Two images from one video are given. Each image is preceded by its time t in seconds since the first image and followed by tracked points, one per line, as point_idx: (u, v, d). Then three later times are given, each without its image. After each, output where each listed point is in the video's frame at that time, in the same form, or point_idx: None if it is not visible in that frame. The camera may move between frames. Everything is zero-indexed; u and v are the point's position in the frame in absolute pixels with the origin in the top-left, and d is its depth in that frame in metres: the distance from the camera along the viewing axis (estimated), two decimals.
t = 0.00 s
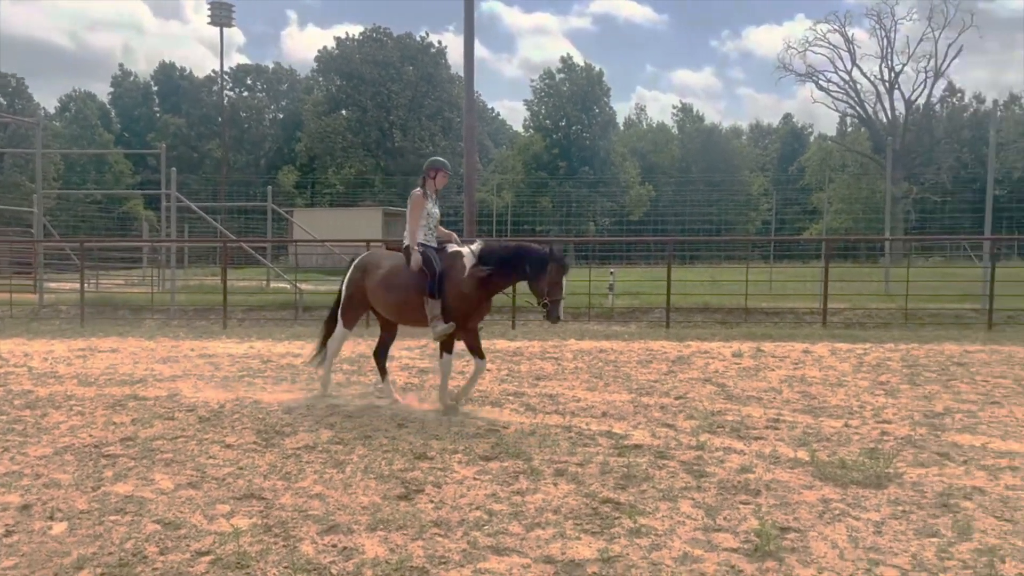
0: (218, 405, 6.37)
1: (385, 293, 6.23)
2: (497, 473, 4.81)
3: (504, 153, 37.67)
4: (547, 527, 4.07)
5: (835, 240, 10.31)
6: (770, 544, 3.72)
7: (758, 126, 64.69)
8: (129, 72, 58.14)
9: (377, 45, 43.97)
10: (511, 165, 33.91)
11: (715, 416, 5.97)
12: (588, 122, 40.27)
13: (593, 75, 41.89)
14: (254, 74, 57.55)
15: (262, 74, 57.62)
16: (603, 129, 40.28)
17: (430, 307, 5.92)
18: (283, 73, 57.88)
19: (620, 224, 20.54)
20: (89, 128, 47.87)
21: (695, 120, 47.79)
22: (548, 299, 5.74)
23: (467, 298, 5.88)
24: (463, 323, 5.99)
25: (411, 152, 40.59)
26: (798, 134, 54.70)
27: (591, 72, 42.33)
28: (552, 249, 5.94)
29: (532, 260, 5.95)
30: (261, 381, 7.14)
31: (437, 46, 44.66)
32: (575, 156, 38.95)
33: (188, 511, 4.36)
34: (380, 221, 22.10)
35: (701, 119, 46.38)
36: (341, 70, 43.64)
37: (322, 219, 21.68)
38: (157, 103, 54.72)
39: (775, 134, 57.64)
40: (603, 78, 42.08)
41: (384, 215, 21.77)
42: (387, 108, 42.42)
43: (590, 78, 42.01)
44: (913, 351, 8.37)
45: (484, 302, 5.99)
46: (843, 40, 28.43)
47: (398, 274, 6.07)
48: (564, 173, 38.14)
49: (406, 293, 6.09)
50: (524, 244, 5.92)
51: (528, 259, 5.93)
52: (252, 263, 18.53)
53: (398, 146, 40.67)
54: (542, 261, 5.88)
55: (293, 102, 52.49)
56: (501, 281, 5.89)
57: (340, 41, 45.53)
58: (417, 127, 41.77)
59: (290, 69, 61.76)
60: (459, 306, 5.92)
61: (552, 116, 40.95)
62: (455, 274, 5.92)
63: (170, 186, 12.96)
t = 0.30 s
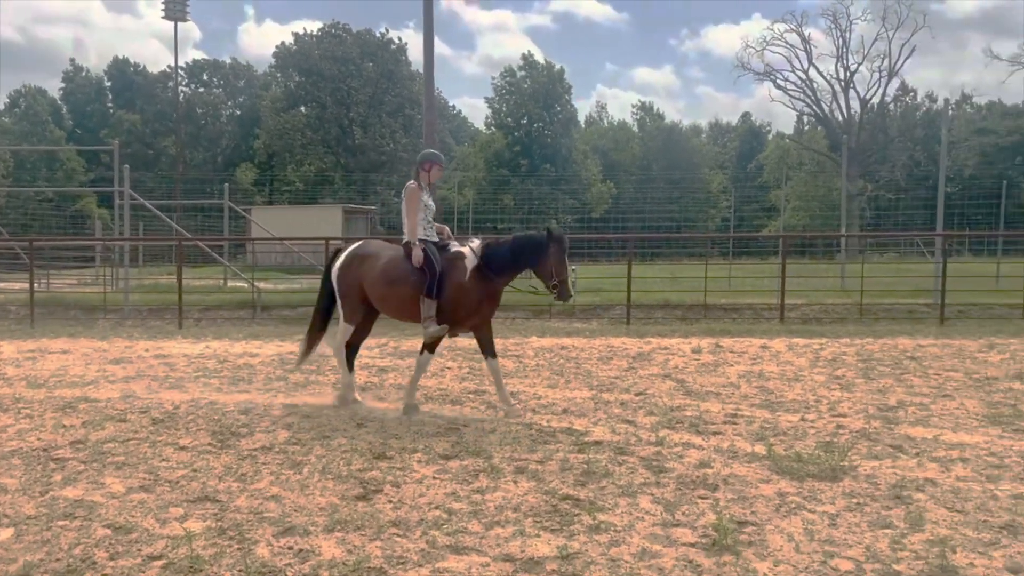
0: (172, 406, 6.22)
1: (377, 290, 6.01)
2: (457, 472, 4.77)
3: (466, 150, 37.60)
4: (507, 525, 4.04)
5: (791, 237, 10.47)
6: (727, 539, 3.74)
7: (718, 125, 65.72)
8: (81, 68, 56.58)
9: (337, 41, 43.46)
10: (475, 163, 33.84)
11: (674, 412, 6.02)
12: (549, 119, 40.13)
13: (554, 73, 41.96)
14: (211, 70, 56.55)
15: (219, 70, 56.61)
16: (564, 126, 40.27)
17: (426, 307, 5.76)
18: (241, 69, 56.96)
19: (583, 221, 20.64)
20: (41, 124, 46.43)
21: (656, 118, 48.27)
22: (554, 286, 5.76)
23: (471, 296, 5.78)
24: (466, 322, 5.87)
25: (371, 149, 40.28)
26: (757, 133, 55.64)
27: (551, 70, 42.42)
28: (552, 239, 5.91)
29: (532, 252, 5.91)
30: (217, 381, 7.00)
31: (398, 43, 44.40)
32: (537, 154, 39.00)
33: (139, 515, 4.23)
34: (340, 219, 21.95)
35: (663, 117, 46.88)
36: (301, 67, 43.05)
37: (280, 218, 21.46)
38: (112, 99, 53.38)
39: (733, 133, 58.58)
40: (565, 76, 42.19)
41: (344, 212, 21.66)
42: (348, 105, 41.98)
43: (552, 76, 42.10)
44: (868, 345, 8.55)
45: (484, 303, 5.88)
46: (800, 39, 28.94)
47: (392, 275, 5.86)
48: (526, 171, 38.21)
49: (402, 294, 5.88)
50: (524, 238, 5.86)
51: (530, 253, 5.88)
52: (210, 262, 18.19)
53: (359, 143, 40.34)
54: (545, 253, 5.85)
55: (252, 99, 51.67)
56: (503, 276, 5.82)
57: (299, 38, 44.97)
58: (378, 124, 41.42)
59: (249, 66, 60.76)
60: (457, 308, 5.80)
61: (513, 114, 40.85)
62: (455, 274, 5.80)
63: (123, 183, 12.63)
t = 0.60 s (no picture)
0: (134, 408, 6.06)
1: (383, 293, 5.90)
2: (425, 471, 4.72)
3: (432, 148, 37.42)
4: (475, 524, 4.01)
5: (755, 235, 10.63)
6: (694, 534, 3.77)
7: (681, 123, 66.48)
8: (35, 62, 54.98)
9: (300, 37, 42.93)
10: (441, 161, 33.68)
11: (641, 408, 6.06)
12: (516, 117, 40.13)
13: (519, 71, 41.92)
14: (170, 65, 55.41)
15: (178, 65, 55.45)
16: (530, 125, 40.41)
17: (439, 308, 5.70)
18: (202, 65, 55.91)
19: (549, 219, 20.70)
20: None
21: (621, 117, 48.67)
22: (563, 285, 5.94)
23: (484, 295, 5.82)
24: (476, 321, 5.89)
25: (335, 146, 39.85)
26: (720, 131, 56.45)
27: (516, 67, 42.54)
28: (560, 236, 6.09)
29: (541, 250, 6.05)
30: (179, 382, 6.84)
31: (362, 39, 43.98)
32: (503, 152, 39.05)
33: (99, 518, 4.09)
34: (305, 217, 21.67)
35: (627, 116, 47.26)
36: (264, 63, 42.46)
37: (242, 215, 21.10)
38: (67, 94, 51.95)
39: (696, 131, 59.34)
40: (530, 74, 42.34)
41: (307, 210, 21.40)
42: (311, 102, 41.49)
43: (517, 73, 42.21)
44: (829, 341, 8.72)
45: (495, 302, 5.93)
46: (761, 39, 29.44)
47: (402, 274, 5.75)
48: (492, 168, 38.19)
49: (412, 294, 5.78)
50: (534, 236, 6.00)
51: (539, 251, 6.04)
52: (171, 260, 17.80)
53: (323, 140, 39.89)
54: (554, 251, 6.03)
55: (213, 95, 50.73)
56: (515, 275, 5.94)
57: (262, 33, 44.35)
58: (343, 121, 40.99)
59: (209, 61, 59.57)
60: (469, 307, 5.81)
61: (478, 111, 40.72)
62: (465, 273, 5.78)
63: (80, 178, 12.28)
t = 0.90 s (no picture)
0: (89, 409, 5.84)
1: (396, 290, 5.72)
2: (390, 470, 4.66)
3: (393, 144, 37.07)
4: (442, 523, 3.97)
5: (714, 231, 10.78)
6: (662, 529, 3.78)
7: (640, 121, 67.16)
8: None
9: (256, 31, 42.20)
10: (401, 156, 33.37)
11: (605, 404, 6.08)
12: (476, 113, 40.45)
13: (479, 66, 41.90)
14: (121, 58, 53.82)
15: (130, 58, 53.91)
16: (490, 121, 40.66)
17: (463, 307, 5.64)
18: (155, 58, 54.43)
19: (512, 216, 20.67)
20: None
21: (581, 113, 48.91)
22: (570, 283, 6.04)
23: (505, 293, 5.82)
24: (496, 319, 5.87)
25: (293, 141, 39.19)
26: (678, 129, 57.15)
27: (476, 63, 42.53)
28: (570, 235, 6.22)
29: (553, 249, 6.14)
30: (135, 382, 6.62)
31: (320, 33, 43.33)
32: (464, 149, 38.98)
33: (55, 524, 3.92)
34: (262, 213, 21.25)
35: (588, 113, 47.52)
36: (220, 57, 41.69)
37: (198, 211, 20.59)
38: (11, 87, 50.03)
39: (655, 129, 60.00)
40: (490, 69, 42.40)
41: (265, 206, 21.00)
42: (268, 97, 40.79)
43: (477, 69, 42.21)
44: (787, 336, 8.88)
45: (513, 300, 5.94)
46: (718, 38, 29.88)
47: (421, 271, 5.64)
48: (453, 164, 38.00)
49: (432, 292, 5.67)
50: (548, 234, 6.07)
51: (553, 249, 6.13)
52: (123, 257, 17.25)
53: (281, 135, 39.19)
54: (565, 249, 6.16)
55: (166, 89, 49.41)
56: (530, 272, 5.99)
57: (216, 26, 43.47)
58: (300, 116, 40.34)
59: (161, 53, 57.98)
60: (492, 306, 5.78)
61: (439, 106, 41.23)
62: (487, 270, 5.74)
63: (28, 172, 11.81)
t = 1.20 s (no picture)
0: (54, 410, 5.67)
1: (416, 291, 5.67)
2: (365, 469, 4.60)
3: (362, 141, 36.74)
4: (419, 521, 3.93)
5: (685, 229, 10.87)
6: (638, 525, 3.80)
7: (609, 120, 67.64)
8: None
9: (222, 27, 41.60)
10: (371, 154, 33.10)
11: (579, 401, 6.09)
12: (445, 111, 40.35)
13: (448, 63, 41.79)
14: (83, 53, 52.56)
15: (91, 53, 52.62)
16: (459, 119, 40.65)
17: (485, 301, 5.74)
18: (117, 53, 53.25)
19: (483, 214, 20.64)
20: None
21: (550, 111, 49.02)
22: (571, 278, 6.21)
23: (520, 288, 5.96)
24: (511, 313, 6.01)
25: (260, 138, 38.61)
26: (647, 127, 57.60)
27: (445, 60, 42.40)
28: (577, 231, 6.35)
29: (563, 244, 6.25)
30: (101, 383, 6.45)
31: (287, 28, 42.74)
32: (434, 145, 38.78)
33: (22, 527, 3.80)
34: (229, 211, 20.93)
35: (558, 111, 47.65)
36: (185, 53, 41.01)
37: (163, 209, 20.20)
38: None
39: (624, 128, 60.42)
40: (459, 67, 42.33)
41: (232, 204, 20.68)
42: (234, 93, 40.17)
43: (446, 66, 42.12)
44: (757, 333, 8.98)
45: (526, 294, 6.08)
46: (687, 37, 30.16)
47: (441, 270, 5.66)
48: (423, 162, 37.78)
49: (453, 290, 5.71)
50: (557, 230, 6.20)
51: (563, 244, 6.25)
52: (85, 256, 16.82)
53: (247, 132, 38.56)
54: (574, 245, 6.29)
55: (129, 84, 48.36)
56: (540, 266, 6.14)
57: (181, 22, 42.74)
58: (267, 112, 39.75)
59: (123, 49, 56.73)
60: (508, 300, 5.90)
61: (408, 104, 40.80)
62: (508, 262, 5.90)
63: None
